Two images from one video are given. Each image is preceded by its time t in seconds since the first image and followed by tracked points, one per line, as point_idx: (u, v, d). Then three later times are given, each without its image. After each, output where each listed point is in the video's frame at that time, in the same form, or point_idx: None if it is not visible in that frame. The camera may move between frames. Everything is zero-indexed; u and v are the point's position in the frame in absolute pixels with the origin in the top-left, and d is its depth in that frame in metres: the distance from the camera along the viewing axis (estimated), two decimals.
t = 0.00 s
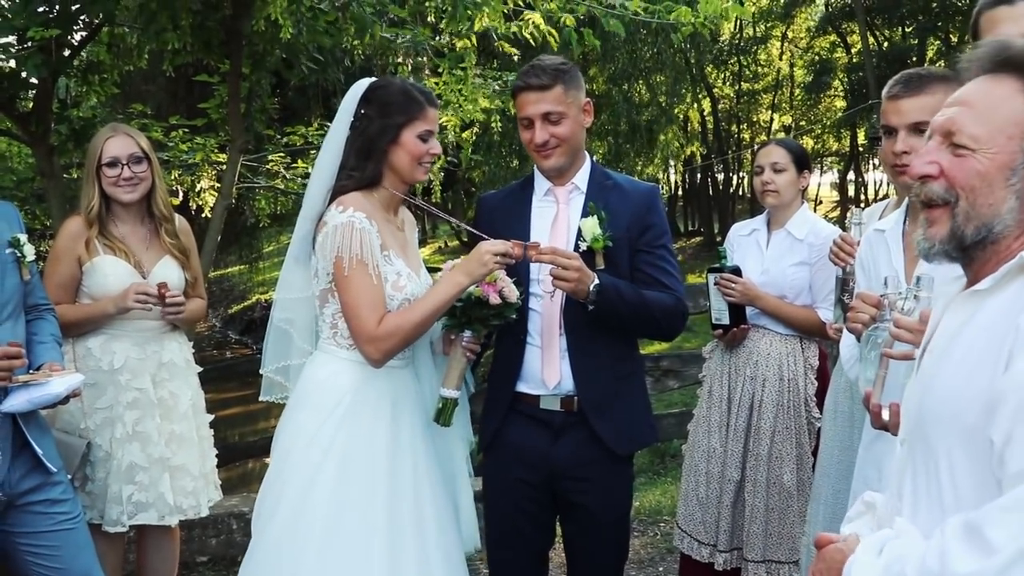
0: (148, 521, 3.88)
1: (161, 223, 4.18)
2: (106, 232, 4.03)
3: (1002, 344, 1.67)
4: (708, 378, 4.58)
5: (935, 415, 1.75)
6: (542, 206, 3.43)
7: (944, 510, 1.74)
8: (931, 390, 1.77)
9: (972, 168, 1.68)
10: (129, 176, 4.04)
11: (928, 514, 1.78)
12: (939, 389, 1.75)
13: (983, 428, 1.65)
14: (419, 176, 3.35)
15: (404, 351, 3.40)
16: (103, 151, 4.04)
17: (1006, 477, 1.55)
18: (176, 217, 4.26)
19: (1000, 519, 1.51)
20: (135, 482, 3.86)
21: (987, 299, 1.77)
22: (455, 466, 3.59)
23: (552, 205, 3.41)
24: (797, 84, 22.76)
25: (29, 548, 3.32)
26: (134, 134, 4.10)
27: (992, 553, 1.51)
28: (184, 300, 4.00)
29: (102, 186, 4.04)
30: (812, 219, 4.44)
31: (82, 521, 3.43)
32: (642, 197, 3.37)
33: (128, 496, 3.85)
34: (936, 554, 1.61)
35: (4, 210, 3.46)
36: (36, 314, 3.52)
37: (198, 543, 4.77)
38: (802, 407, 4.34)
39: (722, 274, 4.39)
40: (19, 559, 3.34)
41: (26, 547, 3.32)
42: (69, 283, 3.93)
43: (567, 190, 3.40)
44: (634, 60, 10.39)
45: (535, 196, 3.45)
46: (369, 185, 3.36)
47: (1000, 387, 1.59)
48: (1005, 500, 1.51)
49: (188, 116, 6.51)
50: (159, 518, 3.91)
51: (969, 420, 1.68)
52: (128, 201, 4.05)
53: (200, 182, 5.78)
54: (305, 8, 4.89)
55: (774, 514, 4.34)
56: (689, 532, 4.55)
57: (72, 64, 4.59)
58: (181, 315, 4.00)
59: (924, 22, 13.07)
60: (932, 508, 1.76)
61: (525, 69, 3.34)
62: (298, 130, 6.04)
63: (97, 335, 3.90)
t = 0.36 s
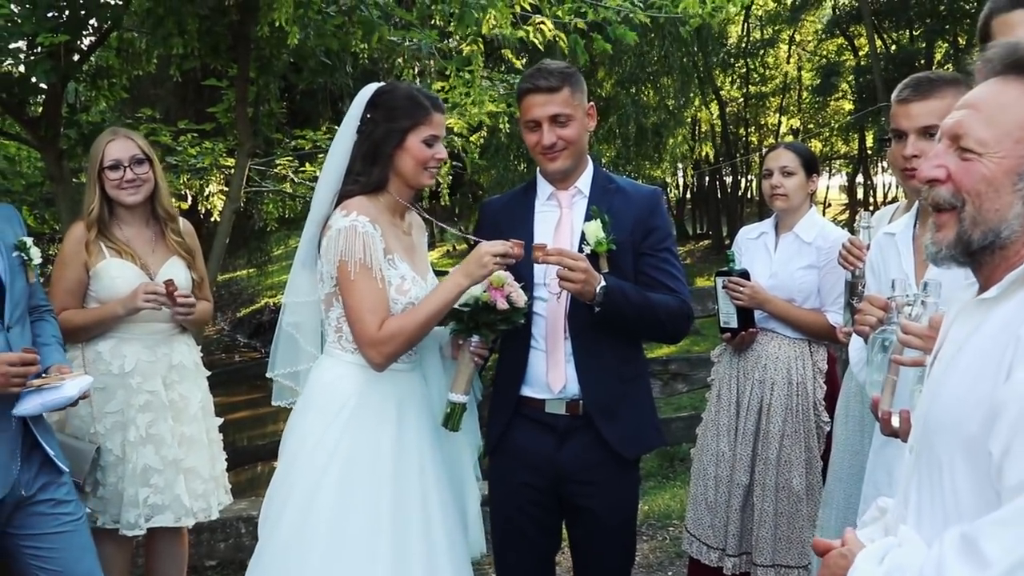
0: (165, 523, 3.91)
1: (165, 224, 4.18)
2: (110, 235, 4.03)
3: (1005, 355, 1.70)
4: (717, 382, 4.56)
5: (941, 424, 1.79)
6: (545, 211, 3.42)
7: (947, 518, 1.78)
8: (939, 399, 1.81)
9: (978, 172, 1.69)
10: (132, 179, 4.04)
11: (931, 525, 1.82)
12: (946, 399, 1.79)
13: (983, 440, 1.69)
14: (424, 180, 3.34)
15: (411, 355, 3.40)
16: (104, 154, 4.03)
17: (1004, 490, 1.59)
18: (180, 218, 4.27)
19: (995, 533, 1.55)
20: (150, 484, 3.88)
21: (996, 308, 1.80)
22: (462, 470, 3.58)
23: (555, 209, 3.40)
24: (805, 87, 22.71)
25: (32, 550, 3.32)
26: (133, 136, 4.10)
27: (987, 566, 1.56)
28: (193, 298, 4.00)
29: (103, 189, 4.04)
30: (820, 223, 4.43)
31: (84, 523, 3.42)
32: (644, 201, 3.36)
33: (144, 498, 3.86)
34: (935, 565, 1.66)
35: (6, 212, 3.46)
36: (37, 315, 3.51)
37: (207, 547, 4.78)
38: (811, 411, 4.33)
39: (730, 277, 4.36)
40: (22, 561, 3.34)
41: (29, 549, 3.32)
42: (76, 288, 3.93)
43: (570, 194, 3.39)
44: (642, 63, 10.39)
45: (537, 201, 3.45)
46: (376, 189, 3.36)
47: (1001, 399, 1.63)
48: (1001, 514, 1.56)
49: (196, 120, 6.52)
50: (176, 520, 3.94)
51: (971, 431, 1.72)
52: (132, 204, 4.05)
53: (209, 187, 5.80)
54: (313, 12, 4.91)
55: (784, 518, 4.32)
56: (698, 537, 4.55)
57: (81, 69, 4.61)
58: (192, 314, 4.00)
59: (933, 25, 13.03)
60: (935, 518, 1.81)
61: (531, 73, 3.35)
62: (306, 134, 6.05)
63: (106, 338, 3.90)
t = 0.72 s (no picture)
0: (186, 522, 3.92)
1: (172, 229, 4.19)
2: (117, 240, 4.05)
3: (1016, 367, 1.73)
4: (729, 386, 4.56)
5: (952, 434, 1.82)
6: (555, 216, 3.40)
7: (961, 529, 1.81)
8: (950, 408, 1.84)
9: (981, 178, 1.74)
10: (137, 185, 4.06)
11: (945, 535, 1.85)
12: (958, 408, 1.82)
13: (994, 452, 1.72)
14: (420, 179, 3.35)
15: (419, 355, 3.39)
16: (110, 161, 4.05)
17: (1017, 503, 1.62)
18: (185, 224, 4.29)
19: (1008, 547, 1.59)
20: (171, 485, 3.90)
21: (1008, 317, 1.82)
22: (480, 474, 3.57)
23: (566, 214, 3.38)
24: (815, 90, 22.67)
25: (49, 553, 3.33)
26: (138, 144, 4.12)
27: None
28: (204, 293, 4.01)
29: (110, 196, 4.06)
30: (832, 226, 4.42)
31: (101, 525, 3.43)
32: (655, 207, 3.37)
33: (165, 498, 3.88)
34: None
35: (15, 214, 3.45)
36: (49, 319, 3.52)
37: (218, 551, 4.80)
38: (824, 416, 4.32)
39: (741, 282, 4.35)
40: (40, 564, 3.35)
41: (47, 553, 3.33)
42: (88, 293, 3.94)
43: (581, 199, 3.39)
44: (653, 66, 10.38)
45: (547, 206, 3.42)
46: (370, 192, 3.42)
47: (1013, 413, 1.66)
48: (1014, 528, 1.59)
49: (207, 125, 6.55)
50: (197, 519, 3.96)
51: (982, 443, 1.75)
52: (138, 209, 4.06)
53: (220, 192, 5.82)
54: (325, 18, 4.92)
55: (796, 523, 4.31)
56: (710, 541, 4.53)
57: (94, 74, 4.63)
58: (203, 312, 4.01)
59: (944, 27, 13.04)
60: (948, 528, 1.84)
61: (550, 71, 3.36)
62: (316, 138, 6.07)
63: (119, 341, 3.91)
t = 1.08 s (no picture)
0: (213, 522, 3.94)
1: (181, 240, 4.22)
2: (129, 248, 4.07)
3: None
4: (742, 391, 4.55)
5: (968, 442, 1.81)
6: (570, 221, 3.40)
7: (976, 539, 1.80)
8: (967, 416, 1.84)
9: (973, 188, 1.80)
10: (148, 197, 4.07)
11: (959, 542, 1.85)
12: (974, 417, 1.81)
13: (1011, 462, 1.72)
14: (412, 182, 3.33)
15: (417, 360, 3.37)
16: (121, 172, 4.07)
17: None
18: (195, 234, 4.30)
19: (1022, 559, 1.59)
20: (196, 485, 3.91)
21: None
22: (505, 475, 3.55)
23: (582, 220, 3.38)
24: (826, 92, 22.63)
25: (66, 561, 3.35)
26: (149, 154, 4.13)
27: None
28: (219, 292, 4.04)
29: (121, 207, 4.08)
30: (847, 230, 4.41)
31: (118, 533, 3.43)
32: (672, 213, 3.37)
33: (190, 499, 3.90)
34: None
35: (42, 223, 3.48)
36: (73, 327, 3.53)
37: (231, 555, 4.80)
38: (838, 420, 4.31)
39: (756, 286, 4.35)
40: (57, 570, 3.36)
41: (64, 560, 3.35)
42: (104, 299, 3.96)
43: (597, 204, 3.39)
44: (666, 70, 10.38)
45: (563, 211, 3.42)
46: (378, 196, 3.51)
47: None
48: None
49: (219, 130, 6.58)
50: (224, 518, 3.98)
51: (998, 453, 1.74)
52: (148, 220, 4.08)
53: (233, 197, 5.84)
54: (338, 24, 4.94)
55: (811, 528, 4.30)
56: (725, 546, 4.52)
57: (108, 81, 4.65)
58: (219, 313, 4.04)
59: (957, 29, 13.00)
60: (963, 536, 1.84)
61: (568, 76, 3.37)
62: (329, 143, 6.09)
63: (136, 346, 3.92)
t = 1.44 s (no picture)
0: (228, 526, 3.95)
1: (200, 243, 4.25)
2: (147, 253, 4.09)
3: None
4: (757, 395, 4.55)
5: (986, 448, 1.80)
6: (586, 224, 3.41)
7: (989, 545, 1.79)
8: (985, 422, 1.83)
9: (987, 191, 1.82)
10: (168, 201, 4.08)
11: (976, 548, 1.84)
12: (993, 423, 1.80)
13: None
14: (410, 188, 3.32)
15: (419, 363, 3.27)
16: (140, 177, 4.08)
17: None
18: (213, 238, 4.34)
19: None
20: (211, 490, 3.92)
21: None
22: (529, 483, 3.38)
23: (598, 223, 3.39)
24: (839, 95, 22.56)
25: (83, 566, 3.36)
26: (168, 159, 4.16)
27: None
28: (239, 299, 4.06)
29: (141, 212, 4.10)
30: (862, 233, 4.39)
31: (135, 539, 3.44)
32: (688, 217, 3.37)
33: (206, 504, 3.91)
34: None
35: (60, 229, 3.50)
36: (92, 333, 3.55)
37: (248, 560, 4.81)
38: (854, 424, 4.29)
39: (769, 290, 4.33)
40: None
41: (81, 565, 3.36)
42: (122, 305, 3.97)
43: (613, 208, 3.39)
44: (679, 73, 10.39)
45: (580, 214, 3.43)
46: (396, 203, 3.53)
47: None
48: None
49: (233, 135, 6.62)
50: (238, 522, 3.99)
51: (1013, 459, 1.74)
52: (169, 225, 4.10)
53: (247, 203, 5.87)
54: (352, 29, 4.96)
55: (827, 532, 4.29)
56: (740, 550, 4.52)
57: (123, 87, 4.67)
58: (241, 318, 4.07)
59: (971, 32, 12.97)
60: (978, 542, 1.83)
61: (586, 79, 3.37)
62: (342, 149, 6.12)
63: (153, 351, 3.94)
